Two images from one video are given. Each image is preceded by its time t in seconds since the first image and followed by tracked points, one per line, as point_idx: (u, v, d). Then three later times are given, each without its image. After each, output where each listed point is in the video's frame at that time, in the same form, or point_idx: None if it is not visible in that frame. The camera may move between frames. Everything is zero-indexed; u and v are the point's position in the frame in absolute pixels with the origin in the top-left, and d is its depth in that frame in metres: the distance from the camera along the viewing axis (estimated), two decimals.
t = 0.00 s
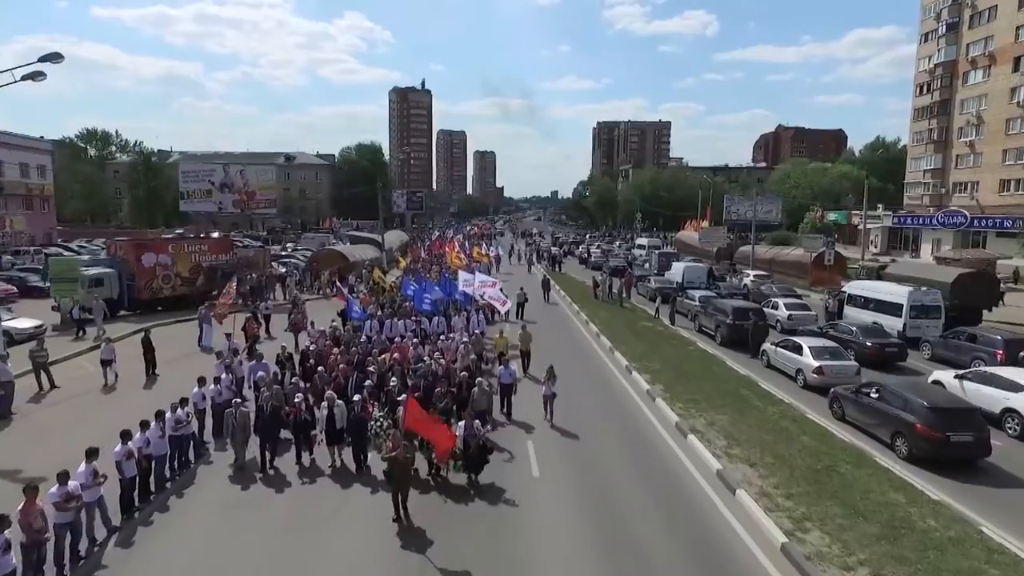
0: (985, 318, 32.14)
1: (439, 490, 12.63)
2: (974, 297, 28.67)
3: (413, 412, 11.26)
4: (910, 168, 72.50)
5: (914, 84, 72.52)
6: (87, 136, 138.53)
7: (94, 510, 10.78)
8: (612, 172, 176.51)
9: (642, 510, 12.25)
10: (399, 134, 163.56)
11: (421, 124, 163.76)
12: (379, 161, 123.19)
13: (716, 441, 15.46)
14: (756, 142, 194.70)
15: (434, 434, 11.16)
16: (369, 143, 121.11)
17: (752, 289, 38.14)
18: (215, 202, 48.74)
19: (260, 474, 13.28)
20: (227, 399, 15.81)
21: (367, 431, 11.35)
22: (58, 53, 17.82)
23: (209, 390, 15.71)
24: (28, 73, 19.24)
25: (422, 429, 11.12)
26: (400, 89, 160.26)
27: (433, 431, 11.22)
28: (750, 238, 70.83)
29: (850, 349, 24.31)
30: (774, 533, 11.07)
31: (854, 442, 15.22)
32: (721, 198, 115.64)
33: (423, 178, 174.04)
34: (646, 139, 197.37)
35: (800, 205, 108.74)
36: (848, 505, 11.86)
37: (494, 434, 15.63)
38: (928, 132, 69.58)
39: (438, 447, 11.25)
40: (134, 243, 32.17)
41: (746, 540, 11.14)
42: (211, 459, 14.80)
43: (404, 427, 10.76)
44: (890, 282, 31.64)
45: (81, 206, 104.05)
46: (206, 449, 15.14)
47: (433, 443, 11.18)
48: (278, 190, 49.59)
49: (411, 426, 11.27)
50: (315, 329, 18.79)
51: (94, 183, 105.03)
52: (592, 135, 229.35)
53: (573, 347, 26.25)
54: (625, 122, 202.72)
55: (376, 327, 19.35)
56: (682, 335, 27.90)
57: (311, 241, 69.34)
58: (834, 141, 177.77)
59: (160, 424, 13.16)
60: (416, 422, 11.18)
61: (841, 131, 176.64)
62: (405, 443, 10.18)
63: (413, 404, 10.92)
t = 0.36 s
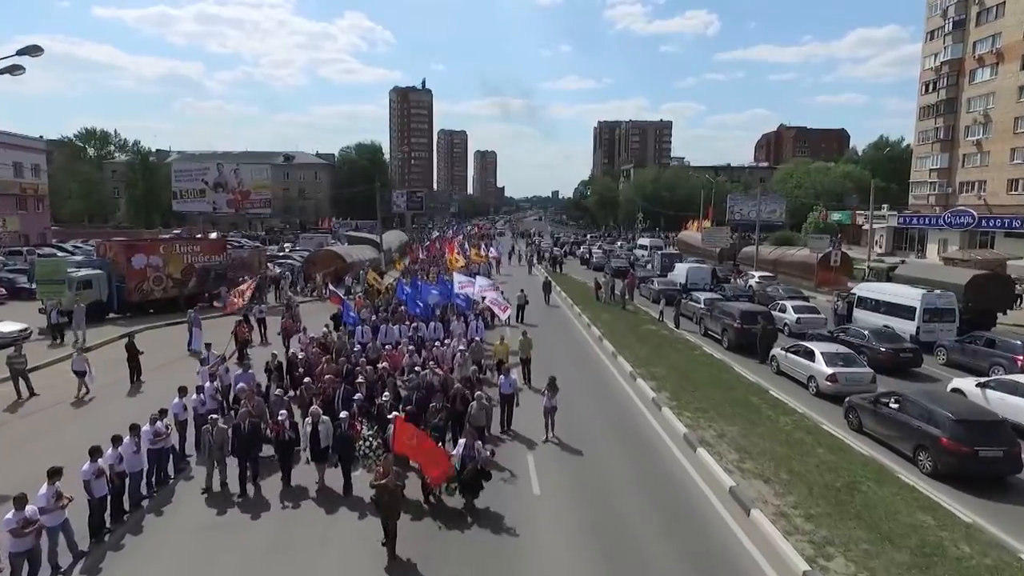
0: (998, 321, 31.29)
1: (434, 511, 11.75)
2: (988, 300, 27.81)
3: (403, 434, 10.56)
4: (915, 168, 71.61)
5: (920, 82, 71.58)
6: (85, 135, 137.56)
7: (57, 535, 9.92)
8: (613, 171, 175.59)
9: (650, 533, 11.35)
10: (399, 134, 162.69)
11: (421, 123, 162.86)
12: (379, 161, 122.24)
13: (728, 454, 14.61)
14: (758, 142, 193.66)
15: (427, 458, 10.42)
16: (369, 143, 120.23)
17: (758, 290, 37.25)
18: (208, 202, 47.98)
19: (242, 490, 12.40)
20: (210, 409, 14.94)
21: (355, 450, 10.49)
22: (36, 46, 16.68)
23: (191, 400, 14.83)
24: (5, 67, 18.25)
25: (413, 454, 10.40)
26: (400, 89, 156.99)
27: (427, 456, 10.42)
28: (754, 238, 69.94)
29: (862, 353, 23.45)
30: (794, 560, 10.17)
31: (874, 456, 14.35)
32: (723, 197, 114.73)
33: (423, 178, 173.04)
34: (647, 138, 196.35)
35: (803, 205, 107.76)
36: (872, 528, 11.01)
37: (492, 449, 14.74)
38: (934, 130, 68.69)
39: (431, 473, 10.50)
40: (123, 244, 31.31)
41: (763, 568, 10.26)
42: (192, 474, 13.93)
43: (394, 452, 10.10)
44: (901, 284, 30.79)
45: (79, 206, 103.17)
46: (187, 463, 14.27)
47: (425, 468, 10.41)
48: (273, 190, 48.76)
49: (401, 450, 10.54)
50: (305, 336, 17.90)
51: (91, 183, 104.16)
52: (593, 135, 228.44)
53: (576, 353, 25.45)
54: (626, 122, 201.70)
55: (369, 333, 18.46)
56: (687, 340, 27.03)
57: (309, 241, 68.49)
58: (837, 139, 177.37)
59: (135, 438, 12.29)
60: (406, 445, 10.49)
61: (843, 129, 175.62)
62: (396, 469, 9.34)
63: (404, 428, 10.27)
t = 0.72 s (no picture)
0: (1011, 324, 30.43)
1: (426, 536, 10.81)
2: (1003, 302, 26.98)
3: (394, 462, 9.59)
4: (921, 167, 70.73)
5: (925, 81, 70.70)
6: (83, 134, 136.79)
7: (13, 565, 9.08)
8: (614, 171, 174.79)
9: (659, 559, 10.44)
10: (399, 134, 161.97)
11: (421, 123, 162.16)
12: (378, 161, 121.49)
13: (741, 469, 13.75)
14: (760, 142, 192.96)
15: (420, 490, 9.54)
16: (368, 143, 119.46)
17: (763, 292, 36.43)
18: (202, 201, 47.27)
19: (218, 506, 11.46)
20: (192, 422, 14.09)
21: (340, 472, 9.59)
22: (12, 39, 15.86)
23: (172, 411, 13.98)
24: None
25: (404, 482, 9.45)
26: (400, 87, 158.42)
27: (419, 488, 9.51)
28: (757, 238, 69.12)
29: (876, 358, 22.59)
30: None
31: (897, 471, 13.48)
32: (725, 197, 113.98)
33: (423, 177, 172.40)
34: (648, 138, 195.58)
35: (806, 205, 106.98)
36: (902, 554, 10.14)
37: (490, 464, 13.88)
38: (940, 130, 67.82)
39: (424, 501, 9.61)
40: (113, 244, 30.51)
41: None
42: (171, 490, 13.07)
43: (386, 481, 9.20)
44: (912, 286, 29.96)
45: (76, 206, 102.40)
46: (166, 478, 13.40)
47: (417, 496, 9.50)
48: (267, 189, 48.03)
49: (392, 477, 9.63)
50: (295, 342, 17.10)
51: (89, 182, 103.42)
52: (594, 135, 227.89)
53: (578, 357, 24.63)
54: (627, 122, 201.01)
55: (363, 339, 17.57)
56: (693, 344, 26.19)
57: (307, 241, 67.77)
58: (839, 139, 176.62)
59: (107, 454, 11.44)
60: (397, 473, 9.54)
61: (845, 129, 174.92)
62: (386, 499, 8.45)
63: (397, 455, 9.35)
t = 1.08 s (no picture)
0: None
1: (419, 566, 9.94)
2: (1020, 305, 26.13)
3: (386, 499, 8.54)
4: (926, 167, 69.84)
5: (931, 79, 69.78)
6: (81, 134, 136.08)
7: None
8: (615, 171, 173.94)
9: None
10: (399, 134, 161.18)
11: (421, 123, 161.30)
12: (378, 160, 120.68)
13: (757, 486, 12.87)
14: (762, 141, 192.09)
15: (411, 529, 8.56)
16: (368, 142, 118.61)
17: (770, 294, 35.57)
18: (195, 200, 46.41)
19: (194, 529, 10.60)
20: (173, 434, 13.26)
21: (323, 499, 8.71)
22: None
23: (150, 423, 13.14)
24: None
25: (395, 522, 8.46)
26: (400, 87, 157.89)
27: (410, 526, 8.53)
28: (761, 238, 68.25)
29: (890, 364, 21.70)
30: None
31: (924, 489, 12.57)
32: (727, 197, 113.11)
33: (423, 177, 171.57)
34: (649, 138, 194.70)
35: (809, 205, 106.12)
36: None
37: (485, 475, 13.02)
38: (946, 129, 66.92)
39: (420, 541, 8.58)
40: (102, 245, 29.71)
41: None
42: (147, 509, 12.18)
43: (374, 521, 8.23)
44: (924, 288, 29.11)
45: (73, 206, 101.54)
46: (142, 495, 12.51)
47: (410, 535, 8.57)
48: (262, 188, 47.18)
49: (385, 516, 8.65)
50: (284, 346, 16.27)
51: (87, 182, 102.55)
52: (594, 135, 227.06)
53: (580, 362, 23.82)
54: (628, 121, 200.11)
55: (356, 345, 16.68)
56: (700, 348, 25.32)
57: (304, 241, 66.97)
58: (841, 138, 175.71)
59: (74, 472, 10.55)
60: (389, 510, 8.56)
61: (847, 128, 174.02)
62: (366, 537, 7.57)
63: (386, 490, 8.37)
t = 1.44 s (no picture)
0: None
1: None
2: None
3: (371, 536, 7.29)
4: (932, 166, 68.95)
5: (937, 78, 68.88)
6: (79, 133, 135.40)
7: None
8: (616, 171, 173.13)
9: None
10: (398, 133, 160.37)
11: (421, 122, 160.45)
12: (377, 160, 119.88)
13: (775, 507, 11.99)
14: (763, 141, 191.25)
15: None
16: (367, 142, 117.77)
17: (777, 296, 34.70)
18: (188, 200, 45.49)
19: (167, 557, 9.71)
20: (151, 449, 12.40)
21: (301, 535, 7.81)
22: None
23: (125, 438, 12.27)
24: None
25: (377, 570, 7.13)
26: (400, 87, 157.29)
27: None
28: (764, 239, 67.41)
29: (907, 370, 20.80)
30: None
31: (957, 512, 11.63)
32: (729, 197, 112.32)
33: (423, 177, 170.71)
34: (650, 137, 193.92)
35: (811, 205, 105.31)
36: None
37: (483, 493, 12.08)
38: (952, 128, 66.03)
39: None
40: (91, 246, 28.91)
41: None
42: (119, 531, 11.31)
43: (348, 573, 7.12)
44: (937, 291, 28.24)
45: (70, 205, 100.73)
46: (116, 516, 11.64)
47: None
48: (256, 188, 46.36)
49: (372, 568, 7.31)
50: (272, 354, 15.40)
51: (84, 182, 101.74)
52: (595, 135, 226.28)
53: (583, 368, 22.83)
54: (628, 121, 199.27)
55: (348, 352, 15.78)
56: (707, 353, 24.44)
57: (302, 241, 66.18)
58: (843, 138, 174.87)
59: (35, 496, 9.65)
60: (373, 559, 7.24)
61: (849, 128, 173.23)
62: None
63: (364, 533, 7.30)
